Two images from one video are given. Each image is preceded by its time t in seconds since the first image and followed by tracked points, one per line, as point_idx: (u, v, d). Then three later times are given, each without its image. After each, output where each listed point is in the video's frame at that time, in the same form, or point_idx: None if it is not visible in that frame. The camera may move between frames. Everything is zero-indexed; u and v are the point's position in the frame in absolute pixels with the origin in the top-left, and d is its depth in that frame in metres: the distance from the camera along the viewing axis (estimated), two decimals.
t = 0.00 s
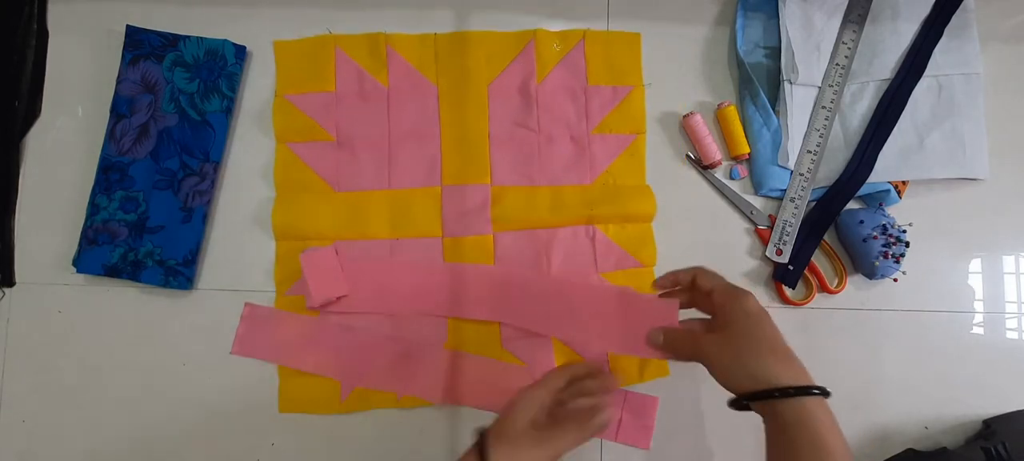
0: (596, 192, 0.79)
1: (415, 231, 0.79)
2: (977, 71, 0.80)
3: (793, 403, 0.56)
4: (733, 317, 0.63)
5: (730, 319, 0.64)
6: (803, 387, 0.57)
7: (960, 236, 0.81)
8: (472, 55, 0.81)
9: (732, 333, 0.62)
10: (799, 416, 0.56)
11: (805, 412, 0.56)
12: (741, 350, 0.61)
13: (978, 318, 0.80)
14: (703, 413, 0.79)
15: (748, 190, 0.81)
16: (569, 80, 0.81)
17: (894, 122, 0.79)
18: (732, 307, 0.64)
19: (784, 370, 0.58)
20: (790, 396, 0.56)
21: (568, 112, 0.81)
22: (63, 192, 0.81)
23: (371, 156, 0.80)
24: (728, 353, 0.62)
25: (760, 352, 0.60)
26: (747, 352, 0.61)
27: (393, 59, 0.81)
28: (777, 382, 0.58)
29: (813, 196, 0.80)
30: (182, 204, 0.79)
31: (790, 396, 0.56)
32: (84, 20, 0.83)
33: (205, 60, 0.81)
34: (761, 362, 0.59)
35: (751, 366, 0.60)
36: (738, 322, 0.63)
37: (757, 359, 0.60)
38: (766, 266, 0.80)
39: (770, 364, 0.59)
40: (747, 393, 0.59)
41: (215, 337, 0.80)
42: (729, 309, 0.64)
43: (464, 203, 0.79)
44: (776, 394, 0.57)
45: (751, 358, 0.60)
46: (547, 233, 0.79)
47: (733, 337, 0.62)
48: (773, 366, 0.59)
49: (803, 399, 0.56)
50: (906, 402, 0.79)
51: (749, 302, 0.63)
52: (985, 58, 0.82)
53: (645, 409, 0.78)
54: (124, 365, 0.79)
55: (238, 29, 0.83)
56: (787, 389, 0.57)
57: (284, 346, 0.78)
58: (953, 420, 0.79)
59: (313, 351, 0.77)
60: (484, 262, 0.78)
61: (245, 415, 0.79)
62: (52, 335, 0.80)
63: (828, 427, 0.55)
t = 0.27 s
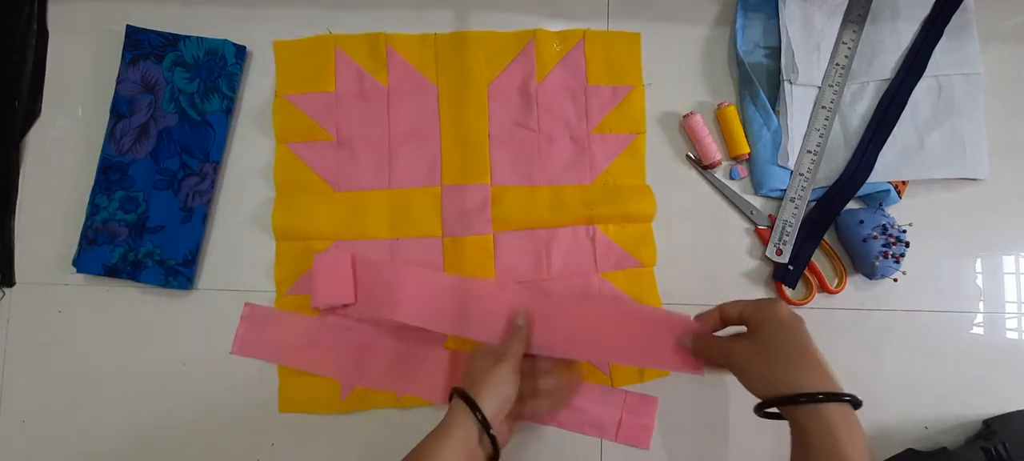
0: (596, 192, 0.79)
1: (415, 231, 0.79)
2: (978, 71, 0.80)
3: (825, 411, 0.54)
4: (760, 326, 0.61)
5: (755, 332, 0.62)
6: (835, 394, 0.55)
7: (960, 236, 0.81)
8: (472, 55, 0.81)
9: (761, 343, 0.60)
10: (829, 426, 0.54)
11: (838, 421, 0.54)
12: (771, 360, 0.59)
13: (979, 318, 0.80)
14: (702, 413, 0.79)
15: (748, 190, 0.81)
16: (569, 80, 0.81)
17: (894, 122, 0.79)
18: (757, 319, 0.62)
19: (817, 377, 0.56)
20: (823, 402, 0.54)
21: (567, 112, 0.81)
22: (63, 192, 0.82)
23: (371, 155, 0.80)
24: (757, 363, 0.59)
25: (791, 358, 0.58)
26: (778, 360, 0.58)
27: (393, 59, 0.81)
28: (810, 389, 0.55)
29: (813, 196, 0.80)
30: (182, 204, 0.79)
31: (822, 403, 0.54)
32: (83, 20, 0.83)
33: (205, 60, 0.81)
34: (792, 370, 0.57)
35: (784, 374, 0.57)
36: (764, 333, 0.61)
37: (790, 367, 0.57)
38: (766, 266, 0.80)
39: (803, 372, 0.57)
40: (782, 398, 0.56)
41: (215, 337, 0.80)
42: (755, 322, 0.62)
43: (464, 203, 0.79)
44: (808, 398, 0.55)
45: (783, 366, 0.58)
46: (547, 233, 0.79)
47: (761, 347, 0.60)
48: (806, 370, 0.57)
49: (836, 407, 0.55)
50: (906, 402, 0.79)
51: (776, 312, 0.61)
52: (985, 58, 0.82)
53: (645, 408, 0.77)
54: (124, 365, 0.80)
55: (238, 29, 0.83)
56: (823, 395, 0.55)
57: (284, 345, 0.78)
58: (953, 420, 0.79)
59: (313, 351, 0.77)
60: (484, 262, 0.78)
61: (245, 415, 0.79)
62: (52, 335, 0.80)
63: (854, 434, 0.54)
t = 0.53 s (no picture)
0: (596, 192, 0.79)
1: (415, 231, 0.79)
2: (977, 71, 0.80)
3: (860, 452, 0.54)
4: (771, 369, 0.56)
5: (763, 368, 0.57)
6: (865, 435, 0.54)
7: (960, 236, 0.81)
8: (472, 55, 0.81)
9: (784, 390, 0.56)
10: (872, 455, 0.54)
11: None
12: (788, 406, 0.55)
13: (979, 318, 0.80)
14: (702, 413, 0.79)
15: (748, 190, 0.81)
16: (570, 80, 0.81)
17: (893, 122, 0.79)
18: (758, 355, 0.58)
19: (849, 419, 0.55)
20: (857, 445, 0.53)
21: (567, 112, 0.81)
22: (63, 192, 0.81)
23: (371, 155, 0.80)
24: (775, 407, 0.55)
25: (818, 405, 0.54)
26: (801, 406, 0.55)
27: (393, 59, 0.81)
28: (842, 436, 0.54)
29: (813, 196, 0.80)
30: (182, 204, 0.79)
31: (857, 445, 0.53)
32: (83, 20, 0.83)
33: (205, 60, 0.81)
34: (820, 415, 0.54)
35: (807, 417, 0.54)
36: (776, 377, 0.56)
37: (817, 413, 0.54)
38: (766, 266, 0.80)
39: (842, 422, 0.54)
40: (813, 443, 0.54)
41: (215, 337, 0.80)
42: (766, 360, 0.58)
43: (465, 203, 0.79)
44: (855, 438, 0.53)
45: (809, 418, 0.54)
46: (547, 233, 0.79)
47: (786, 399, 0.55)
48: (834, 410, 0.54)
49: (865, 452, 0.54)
50: (906, 402, 0.79)
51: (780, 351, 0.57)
52: (985, 58, 0.82)
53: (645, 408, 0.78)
54: (124, 366, 0.79)
55: (238, 29, 0.83)
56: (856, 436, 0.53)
57: (284, 345, 0.78)
58: (953, 420, 0.79)
59: (314, 352, 0.77)
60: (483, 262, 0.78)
61: (246, 416, 0.79)
62: (52, 335, 0.80)
63: None
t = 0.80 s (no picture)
0: (596, 192, 0.79)
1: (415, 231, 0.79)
2: (978, 71, 0.80)
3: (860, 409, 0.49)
4: (800, 320, 0.53)
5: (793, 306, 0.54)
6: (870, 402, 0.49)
7: (960, 236, 0.81)
8: (472, 54, 0.81)
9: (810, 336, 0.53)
10: (867, 423, 0.49)
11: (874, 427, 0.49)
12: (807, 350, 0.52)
13: (979, 318, 0.80)
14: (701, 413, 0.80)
15: (748, 190, 0.81)
16: (569, 80, 0.81)
17: (894, 122, 0.79)
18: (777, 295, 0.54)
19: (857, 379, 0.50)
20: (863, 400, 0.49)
21: (567, 112, 0.81)
22: (63, 192, 0.82)
23: (371, 155, 0.80)
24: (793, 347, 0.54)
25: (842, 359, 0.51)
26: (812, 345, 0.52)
27: (393, 59, 0.81)
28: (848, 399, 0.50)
29: (813, 196, 0.80)
30: (182, 204, 0.79)
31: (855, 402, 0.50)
32: (84, 20, 0.83)
33: (205, 60, 0.81)
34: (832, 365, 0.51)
35: (841, 354, 0.51)
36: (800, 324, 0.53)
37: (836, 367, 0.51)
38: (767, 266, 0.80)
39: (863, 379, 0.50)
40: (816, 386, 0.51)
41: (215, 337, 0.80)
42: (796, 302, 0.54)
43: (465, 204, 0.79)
44: (842, 391, 0.50)
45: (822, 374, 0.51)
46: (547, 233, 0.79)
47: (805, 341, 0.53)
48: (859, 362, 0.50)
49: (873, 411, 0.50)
50: (905, 402, 0.79)
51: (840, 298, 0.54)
52: (985, 58, 0.82)
53: (645, 408, 0.77)
54: (124, 365, 0.79)
55: (238, 29, 0.83)
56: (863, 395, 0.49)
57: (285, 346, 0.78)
58: (953, 420, 0.79)
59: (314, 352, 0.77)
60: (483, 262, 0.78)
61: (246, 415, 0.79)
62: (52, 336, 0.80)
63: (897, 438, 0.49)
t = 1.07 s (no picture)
0: (596, 192, 0.79)
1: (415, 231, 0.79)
2: (978, 71, 0.80)
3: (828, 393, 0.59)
4: (777, 306, 0.63)
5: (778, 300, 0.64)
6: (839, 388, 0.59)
7: (960, 236, 0.81)
8: (472, 55, 0.81)
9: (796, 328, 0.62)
10: (836, 406, 0.59)
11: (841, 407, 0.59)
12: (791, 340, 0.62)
13: (979, 318, 0.80)
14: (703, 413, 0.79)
15: (748, 190, 0.81)
16: (569, 80, 0.81)
17: (893, 122, 0.79)
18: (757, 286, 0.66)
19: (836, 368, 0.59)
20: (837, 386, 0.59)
21: (567, 112, 0.81)
22: (63, 192, 0.81)
23: (371, 155, 0.80)
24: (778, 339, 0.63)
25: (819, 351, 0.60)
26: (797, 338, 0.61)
27: (393, 59, 0.81)
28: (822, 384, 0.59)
29: (813, 196, 0.80)
30: (182, 204, 0.79)
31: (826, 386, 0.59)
32: (84, 20, 0.83)
33: (205, 60, 0.81)
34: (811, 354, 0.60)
35: (822, 346, 0.60)
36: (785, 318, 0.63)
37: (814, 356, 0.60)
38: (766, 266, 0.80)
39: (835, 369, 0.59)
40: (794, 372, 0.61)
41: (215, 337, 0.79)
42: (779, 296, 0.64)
43: (465, 204, 0.79)
44: (816, 377, 0.59)
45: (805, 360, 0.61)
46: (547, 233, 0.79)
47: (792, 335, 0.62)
48: (833, 354, 0.60)
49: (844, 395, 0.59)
50: (905, 402, 0.79)
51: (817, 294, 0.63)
52: (985, 58, 0.82)
53: (645, 408, 0.77)
54: (124, 365, 0.79)
55: (238, 29, 0.83)
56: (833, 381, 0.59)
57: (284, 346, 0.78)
58: (953, 420, 0.79)
59: (313, 352, 0.77)
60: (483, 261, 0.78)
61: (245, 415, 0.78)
62: (52, 335, 0.80)
63: (864, 420, 0.58)
